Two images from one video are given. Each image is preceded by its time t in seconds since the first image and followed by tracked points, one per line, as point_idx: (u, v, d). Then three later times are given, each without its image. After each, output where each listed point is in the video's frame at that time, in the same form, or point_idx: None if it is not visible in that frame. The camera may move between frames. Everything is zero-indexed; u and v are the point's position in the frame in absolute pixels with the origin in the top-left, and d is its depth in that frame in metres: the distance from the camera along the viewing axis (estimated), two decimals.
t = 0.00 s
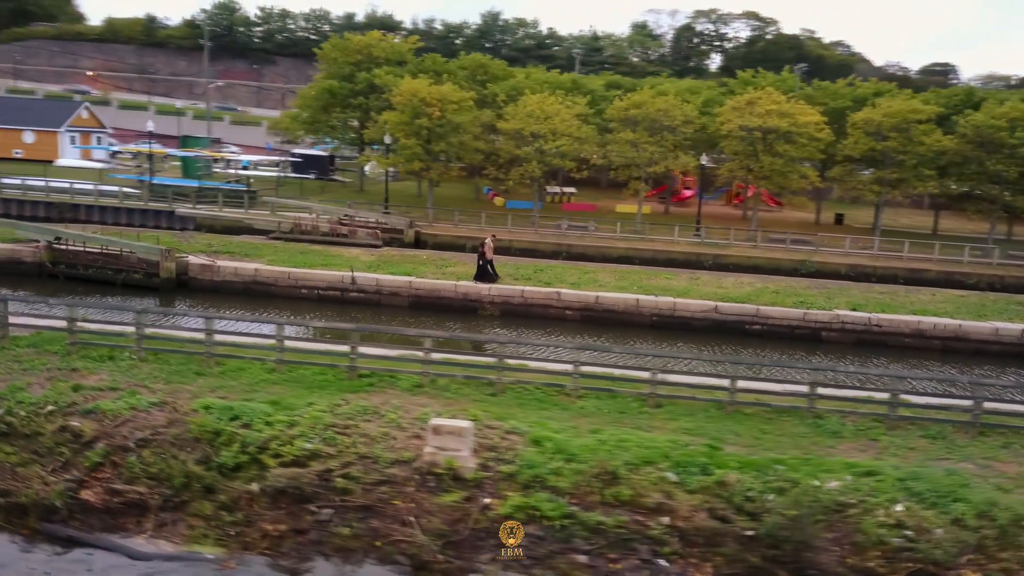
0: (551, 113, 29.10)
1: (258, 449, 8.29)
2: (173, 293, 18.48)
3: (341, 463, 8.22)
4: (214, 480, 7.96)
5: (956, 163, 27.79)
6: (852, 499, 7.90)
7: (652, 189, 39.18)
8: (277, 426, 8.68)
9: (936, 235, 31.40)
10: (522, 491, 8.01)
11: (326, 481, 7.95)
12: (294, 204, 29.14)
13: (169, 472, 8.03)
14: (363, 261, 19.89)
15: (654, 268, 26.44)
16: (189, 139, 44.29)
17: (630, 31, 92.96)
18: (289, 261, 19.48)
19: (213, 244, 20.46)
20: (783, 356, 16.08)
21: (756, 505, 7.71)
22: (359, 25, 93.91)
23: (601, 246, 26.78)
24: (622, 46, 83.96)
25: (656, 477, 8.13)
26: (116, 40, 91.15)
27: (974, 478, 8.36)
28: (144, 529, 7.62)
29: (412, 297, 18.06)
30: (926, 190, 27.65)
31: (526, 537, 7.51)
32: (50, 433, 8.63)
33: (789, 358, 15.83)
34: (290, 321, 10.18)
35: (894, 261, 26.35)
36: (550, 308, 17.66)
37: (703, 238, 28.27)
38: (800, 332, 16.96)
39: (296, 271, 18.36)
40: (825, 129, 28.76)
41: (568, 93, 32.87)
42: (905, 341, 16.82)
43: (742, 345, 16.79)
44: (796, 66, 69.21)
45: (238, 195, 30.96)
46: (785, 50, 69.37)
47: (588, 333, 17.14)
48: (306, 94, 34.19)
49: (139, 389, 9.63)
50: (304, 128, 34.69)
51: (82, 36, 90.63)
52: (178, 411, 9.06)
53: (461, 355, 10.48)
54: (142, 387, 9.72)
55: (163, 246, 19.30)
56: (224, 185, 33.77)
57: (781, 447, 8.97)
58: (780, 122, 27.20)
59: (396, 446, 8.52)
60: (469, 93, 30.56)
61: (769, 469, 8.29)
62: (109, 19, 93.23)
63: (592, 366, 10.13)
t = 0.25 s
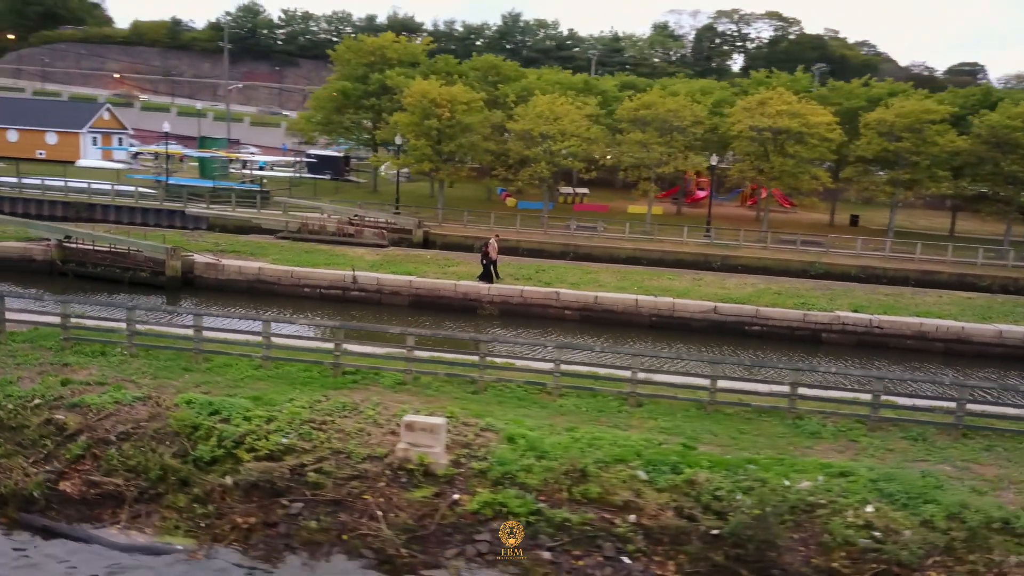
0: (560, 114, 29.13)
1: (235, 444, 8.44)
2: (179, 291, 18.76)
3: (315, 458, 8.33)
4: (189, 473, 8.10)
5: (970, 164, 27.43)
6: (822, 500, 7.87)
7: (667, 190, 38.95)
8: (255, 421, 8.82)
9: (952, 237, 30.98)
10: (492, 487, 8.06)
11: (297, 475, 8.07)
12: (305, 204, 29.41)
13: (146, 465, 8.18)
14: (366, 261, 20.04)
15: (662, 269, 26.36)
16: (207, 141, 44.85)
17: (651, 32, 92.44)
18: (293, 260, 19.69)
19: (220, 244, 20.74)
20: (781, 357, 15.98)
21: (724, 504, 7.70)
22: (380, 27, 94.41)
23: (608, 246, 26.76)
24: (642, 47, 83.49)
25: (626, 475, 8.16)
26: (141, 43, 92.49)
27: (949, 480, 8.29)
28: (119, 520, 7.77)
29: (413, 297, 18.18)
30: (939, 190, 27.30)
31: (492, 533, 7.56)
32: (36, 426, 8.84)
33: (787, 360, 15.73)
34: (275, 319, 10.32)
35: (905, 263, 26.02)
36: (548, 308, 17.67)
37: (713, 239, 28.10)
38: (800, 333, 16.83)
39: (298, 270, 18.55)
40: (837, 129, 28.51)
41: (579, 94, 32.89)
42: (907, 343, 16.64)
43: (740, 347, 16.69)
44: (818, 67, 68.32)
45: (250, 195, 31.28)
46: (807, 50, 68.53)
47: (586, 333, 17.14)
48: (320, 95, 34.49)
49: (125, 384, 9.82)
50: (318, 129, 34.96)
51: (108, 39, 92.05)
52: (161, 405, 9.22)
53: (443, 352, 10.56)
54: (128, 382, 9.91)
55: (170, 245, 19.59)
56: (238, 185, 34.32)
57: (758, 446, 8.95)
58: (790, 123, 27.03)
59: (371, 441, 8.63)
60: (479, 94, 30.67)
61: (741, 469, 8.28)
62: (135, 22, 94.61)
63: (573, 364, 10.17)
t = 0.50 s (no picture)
0: (573, 115, 29.16)
1: (216, 437, 8.60)
2: (189, 288, 19.08)
3: (293, 452, 8.47)
4: (170, 465, 8.27)
5: (989, 165, 26.99)
6: (795, 500, 7.83)
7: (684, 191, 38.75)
8: (238, 415, 8.97)
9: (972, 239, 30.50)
10: (466, 483, 8.13)
11: (274, 469, 8.21)
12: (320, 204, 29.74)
13: (128, 457, 8.37)
14: (374, 260, 20.23)
15: (673, 270, 26.27)
16: (228, 141, 45.43)
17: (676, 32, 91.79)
18: (301, 259, 19.93)
19: (231, 243, 21.05)
20: (782, 359, 15.87)
21: (694, 503, 7.70)
22: (405, 28, 94.82)
23: (619, 247, 26.74)
24: (666, 48, 82.92)
25: (600, 473, 8.19)
26: (171, 45, 93.88)
27: (928, 482, 8.22)
28: (100, 510, 7.95)
29: (417, 296, 18.32)
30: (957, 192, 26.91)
31: (462, 528, 7.63)
32: (27, 418, 9.07)
33: (788, 361, 15.61)
34: (264, 315, 10.48)
35: (921, 265, 25.69)
36: (551, 308, 17.71)
37: (726, 240, 27.96)
38: (803, 335, 16.70)
39: (305, 269, 18.78)
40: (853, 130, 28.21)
41: (594, 95, 32.86)
42: (912, 346, 16.45)
43: (742, 348, 16.60)
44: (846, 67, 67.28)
45: (268, 195, 31.67)
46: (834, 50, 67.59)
47: (588, 333, 17.16)
48: (337, 96, 34.84)
49: (117, 378, 10.03)
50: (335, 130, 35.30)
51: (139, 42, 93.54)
52: (148, 399, 9.42)
53: (431, 350, 10.65)
54: (121, 376, 10.12)
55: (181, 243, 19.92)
56: (255, 185, 34.90)
57: (737, 446, 8.93)
58: (804, 123, 26.81)
59: (350, 437, 8.74)
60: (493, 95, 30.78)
61: (715, 468, 8.27)
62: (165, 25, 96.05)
63: (557, 363, 10.23)
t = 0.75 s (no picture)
0: (586, 116, 29.16)
1: (199, 430, 8.76)
2: (198, 286, 19.40)
3: (274, 447, 8.60)
4: (153, 457, 8.45)
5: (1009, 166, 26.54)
6: (767, 500, 7.81)
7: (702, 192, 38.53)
8: (222, 409, 9.14)
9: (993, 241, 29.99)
10: (441, 479, 8.21)
11: (253, 462, 8.35)
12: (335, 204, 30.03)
13: (113, 449, 8.57)
14: (381, 259, 20.41)
15: (684, 271, 26.15)
16: (249, 142, 45.94)
17: (702, 32, 90.95)
18: (309, 258, 20.17)
19: (242, 242, 21.35)
20: (784, 360, 15.75)
21: (664, 501, 7.70)
22: (429, 30, 95.07)
23: (631, 248, 26.68)
24: (691, 48, 82.19)
25: (574, 471, 8.22)
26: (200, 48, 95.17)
27: (905, 485, 8.14)
28: (83, 500, 8.15)
29: (421, 295, 18.45)
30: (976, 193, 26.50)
31: (433, 523, 7.71)
32: (20, 410, 9.32)
33: (789, 363, 15.48)
34: (255, 312, 10.65)
35: (937, 267, 25.32)
36: (554, 307, 17.75)
37: (739, 241, 27.79)
38: (807, 337, 16.57)
39: (312, 267, 19.00)
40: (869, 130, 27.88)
41: (610, 95, 32.81)
42: (918, 348, 16.23)
43: (744, 349, 16.50)
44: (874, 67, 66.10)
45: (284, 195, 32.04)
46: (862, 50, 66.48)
47: (590, 333, 17.17)
48: (354, 97, 35.15)
49: (111, 372, 10.26)
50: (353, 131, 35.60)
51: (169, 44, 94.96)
52: (138, 393, 9.62)
53: (418, 347, 10.75)
54: (115, 370, 10.35)
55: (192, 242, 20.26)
56: (273, 185, 35.41)
57: (716, 446, 8.91)
58: (818, 124, 26.57)
59: (330, 431, 8.86)
60: (507, 95, 30.87)
61: (690, 467, 8.26)
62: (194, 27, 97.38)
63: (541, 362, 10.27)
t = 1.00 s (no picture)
0: (600, 116, 29.13)
1: (184, 424, 8.94)
2: (209, 284, 19.71)
3: (255, 440, 8.75)
4: (137, 449, 8.64)
5: None
6: (738, 499, 7.80)
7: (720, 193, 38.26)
8: (208, 404, 9.31)
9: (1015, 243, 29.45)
10: (416, 474, 8.30)
11: (233, 456, 8.50)
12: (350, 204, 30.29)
13: (100, 441, 8.77)
14: (389, 258, 20.57)
15: (696, 272, 26.01)
16: (269, 142, 46.37)
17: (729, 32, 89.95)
18: (318, 257, 20.40)
19: (254, 241, 21.65)
20: (785, 362, 15.62)
21: (635, 499, 7.72)
22: (454, 31, 95.18)
23: (642, 249, 26.60)
24: (717, 48, 81.29)
25: (548, 468, 8.26)
26: (228, 50, 96.32)
27: (882, 486, 8.09)
28: (68, 490, 8.35)
29: (425, 294, 18.57)
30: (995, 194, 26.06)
31: (404, 517, 7.80)
32: (14, 403, 9.57)
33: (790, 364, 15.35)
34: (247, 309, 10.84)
35: (953, 269, 24.94)
36: (556, 307, 17.77)
37: (752, 242, 27.58)
38: (810, 339, 16.43)
39: (319, 266, 19.21)
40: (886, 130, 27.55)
41: (625, 96, 32.74)
42: (923, 351, 16.01)
43: (746, 351, 16.39)
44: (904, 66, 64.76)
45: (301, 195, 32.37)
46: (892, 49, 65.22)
47: (591, 333, 17.17)
48: (372, 98, 35.42)
49: (105, 367, 10.49)
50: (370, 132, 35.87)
51: (197, 47, 96.25)
52: (129, 387, 9.83)
53: (407, 345, 10.85)
54: (110, 365, 10.58)
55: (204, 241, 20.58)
56: (291, 185, 35.89)
57: (695, 446, 8.90)
58: (833, 124, 26.32)
59: (311, 427, 8.98)
60: (522, 97, 30.92)
61: (665, 466, 8.27)
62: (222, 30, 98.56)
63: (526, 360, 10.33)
